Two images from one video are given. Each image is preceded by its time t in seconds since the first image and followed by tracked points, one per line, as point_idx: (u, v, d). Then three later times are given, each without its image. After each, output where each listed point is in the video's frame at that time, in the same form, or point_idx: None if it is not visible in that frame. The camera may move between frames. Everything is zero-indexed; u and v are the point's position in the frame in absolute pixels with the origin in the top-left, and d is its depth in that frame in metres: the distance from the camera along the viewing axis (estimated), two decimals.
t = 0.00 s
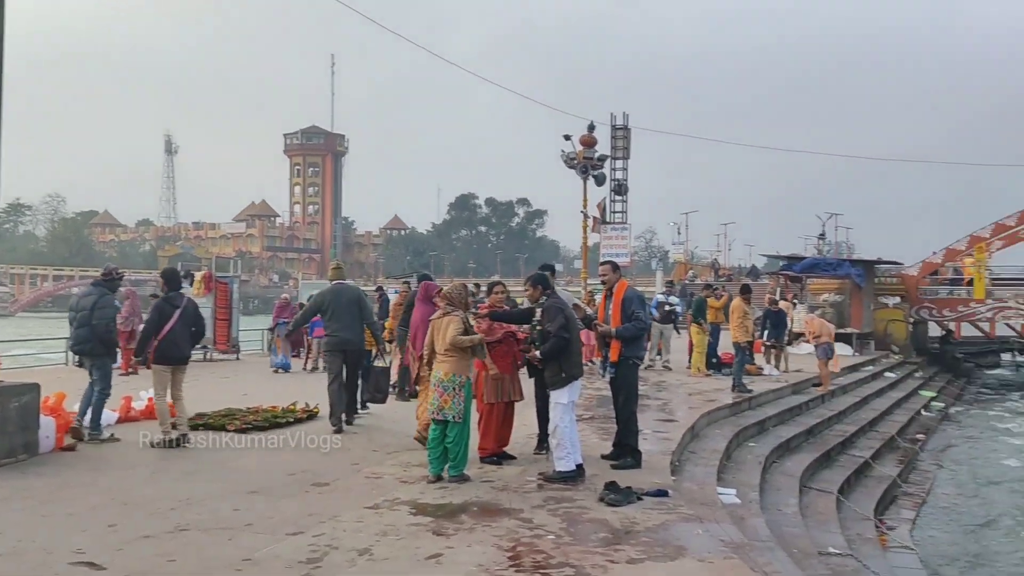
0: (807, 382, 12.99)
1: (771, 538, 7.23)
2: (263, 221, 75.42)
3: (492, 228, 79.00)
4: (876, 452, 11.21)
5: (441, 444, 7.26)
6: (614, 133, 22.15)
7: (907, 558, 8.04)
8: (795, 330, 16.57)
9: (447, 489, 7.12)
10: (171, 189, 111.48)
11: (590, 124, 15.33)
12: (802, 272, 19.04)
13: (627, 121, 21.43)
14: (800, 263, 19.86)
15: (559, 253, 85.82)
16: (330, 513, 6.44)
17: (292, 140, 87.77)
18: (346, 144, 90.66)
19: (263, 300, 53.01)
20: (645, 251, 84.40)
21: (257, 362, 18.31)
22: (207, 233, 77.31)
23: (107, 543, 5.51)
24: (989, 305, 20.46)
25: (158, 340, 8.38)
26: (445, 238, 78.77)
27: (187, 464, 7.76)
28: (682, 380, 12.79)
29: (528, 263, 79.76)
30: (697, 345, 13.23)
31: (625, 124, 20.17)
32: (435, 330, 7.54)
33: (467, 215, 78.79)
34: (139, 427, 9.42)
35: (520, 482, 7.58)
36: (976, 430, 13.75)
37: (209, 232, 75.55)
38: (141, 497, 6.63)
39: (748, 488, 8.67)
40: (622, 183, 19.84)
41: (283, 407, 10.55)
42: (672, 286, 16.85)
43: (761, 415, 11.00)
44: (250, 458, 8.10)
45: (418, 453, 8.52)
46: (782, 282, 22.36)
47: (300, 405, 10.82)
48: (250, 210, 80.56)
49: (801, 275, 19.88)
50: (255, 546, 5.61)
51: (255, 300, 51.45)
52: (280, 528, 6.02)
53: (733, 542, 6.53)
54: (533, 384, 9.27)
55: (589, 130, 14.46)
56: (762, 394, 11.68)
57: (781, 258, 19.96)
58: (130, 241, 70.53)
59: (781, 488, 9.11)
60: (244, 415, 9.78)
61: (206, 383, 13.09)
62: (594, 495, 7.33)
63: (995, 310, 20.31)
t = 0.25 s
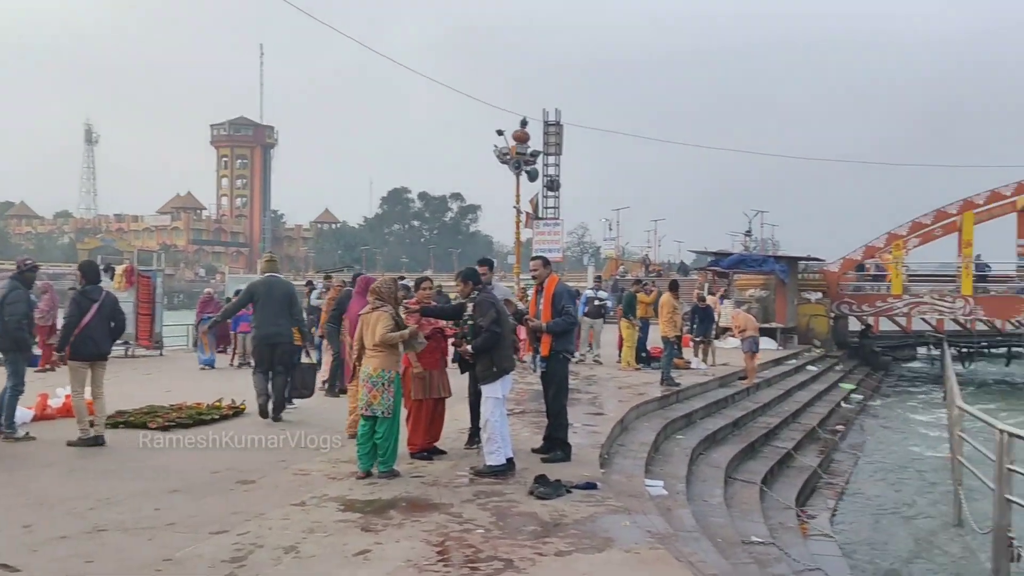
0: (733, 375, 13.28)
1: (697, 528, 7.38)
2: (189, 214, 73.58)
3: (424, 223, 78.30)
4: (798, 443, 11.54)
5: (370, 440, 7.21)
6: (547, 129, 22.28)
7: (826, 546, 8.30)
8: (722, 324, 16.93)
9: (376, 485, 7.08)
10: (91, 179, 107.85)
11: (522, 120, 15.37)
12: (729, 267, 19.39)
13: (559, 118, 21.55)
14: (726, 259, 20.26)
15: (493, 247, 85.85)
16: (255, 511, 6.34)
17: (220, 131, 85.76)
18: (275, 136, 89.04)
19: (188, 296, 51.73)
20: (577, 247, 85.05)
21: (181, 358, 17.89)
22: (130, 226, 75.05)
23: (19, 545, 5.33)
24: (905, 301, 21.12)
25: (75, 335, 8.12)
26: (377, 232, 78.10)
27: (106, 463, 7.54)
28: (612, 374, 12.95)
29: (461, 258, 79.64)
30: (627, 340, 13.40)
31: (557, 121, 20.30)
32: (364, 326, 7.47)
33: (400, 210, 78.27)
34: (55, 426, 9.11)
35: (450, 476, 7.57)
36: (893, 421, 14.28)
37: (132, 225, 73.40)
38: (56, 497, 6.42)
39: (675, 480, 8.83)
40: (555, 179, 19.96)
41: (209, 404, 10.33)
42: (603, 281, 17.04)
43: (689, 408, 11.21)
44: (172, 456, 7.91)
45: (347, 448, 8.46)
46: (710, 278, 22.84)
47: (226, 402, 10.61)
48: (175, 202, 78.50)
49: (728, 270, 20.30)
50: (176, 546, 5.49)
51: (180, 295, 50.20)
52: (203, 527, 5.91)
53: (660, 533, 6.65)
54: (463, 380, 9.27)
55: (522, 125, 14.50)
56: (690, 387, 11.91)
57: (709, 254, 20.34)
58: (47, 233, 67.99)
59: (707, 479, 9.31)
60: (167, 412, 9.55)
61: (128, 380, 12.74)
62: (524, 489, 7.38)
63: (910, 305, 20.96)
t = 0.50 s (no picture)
0: (669, 372, 13.49)
1: (632, 523, 7.48)
2: (119, 209, 71.58)
3: (364, 219, 77.64)
4: (732, 437, 11.78)
5: (305, 439, 7.14)
6: (487, 126, 22.28)
7: (757, 539, 8.49)
8: (659, 321, 17.18)
9: (311, 484, 7.00)
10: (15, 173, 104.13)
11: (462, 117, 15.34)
12: (666, 266, 19.64)
13: (500, 116, 21.57)
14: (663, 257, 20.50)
15: (433, 245, 85.54)
16: (185, 512, 6.21)
17: (152, 125, 83.59)
18: (210, 130, 87.19)
19: (117, 293, 50.28)
20: (517, 245, 85.29)
21: (109, 357, 17.41)
22: (57, 221, 72.66)
23: None
24: (835, 298, 21.73)
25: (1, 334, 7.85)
26: (315, 229, 77.11)
27: (28, 465, 7.30)
28: (551, 371, 13.03)
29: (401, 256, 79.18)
30: (566, 337, 13.48)
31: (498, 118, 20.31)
32: (298, 325, 7.38)
33: (338, 206, 77.44)
34: None
35: (387, 475, 7.53)
36: (823, 416, 14.66)
37: (58, 220, 71.08)
38: None
39: (612, 475, 8.93)
40: (495, 176, 19.98)
41: (138, 404, 10.08)
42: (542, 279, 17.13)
43: (626, 404, 11.34)
44: (99, 458, 7.70)
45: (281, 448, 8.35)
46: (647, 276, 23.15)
47: (156, 401, 10.36)
48: (104, 197, 76.29)
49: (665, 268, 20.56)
50: (102, 550, 5.35)
51: (109, 293, 48.77)
52: (131, 530, 5.77)
53: (596, 528, 6.72)
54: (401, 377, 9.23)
55: (462, 122, 14.47)
56: (627, 384, 12.06)
57: (646, 252, 20.58)
58: None
59: (643, 474, 9.43)
60: (94, 413, 9.29)
61: (53, 380, 12.35)
62: (461, 486, 7.38)
63: (840, 303, 21.58)
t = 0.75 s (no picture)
0: (602, 369, 13.64)
1: (563, 520, 7.55)
2: (37, 205, 69.02)
3: (295, 217, 76.76)
4: (662, 434, 11.97)
5: (231, 440, 7.01)
6: (420, 125, 22.18)
7: (685, 533, 8.64)
8: (592, 320, 17.36)
9: (237, 486, 6.88)
10: None
11: (395, 114, 15.24)
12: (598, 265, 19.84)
13: (433, 114, 21.51)
14: (596, 256, 20.68)
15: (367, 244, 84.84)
16: (105, 517, 6.04)
17: (73, 118, 80.79)
18: (135, 125, 84.73)
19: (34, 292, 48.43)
20: (451, 244, 85.12)
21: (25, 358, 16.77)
22: None
23: None
24: (762, 297, 22.21)
25: None
26: (245, 226, 75.62)
27: None
28: (484, 370, 13.05)
29: (333, 255, 78.28)
30: (499, 336, 13.49)
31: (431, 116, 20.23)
32: (224, 324, 7.25)
33: (269, 204, 76.18)
34: None
35: (316, 476, 7.45)
36: (749, 412, 15.02)
37: None
38: None
39: (544, 473, 8.99)
40: (428, 175, 19.90)
41: (56, 406, 9.75)
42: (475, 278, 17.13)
43: (558, 402, 11.43)
44: (13, 462, 7.42)
45: (207, 450, 8.17)
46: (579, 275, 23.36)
47: (76, 404, 10.04)
48: (22, 192, 73.47)
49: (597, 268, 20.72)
50: (16, 557, 5.16)
51: (25, 292, 46.95)
52: (47, 536, 5.58)
53: (526, 525, 6.75)
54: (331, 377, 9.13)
55: (395, 120, 14.38)
56: (560, 382, 12.14)
57: (579, 252, 20.73)
58: None
59: (575, 472, 9.52)
60: (9, 416, 8.94)
61: None
62: (392, 486, 7.34)
63: (766, 302, 22.06)
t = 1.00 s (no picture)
0: (549, 369, 13.69)
1: (508, 519, 7.56)
2: None
3: (239, 215, 75.83)
4: (608, 433, 12.08)
5: (169, 443, 6.88)
6: (367, 123, 22.02)
7: (630, 532, 8.73)
8: (539, 320, 17.43)
9: (176, 490, 6.75)
10: None
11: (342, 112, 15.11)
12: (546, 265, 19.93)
13: (381, 113, 21.39)
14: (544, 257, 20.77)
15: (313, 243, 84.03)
16: (38, 522, 5.88)
17: (8, 112, 78.32)
18: (73, 119, 82.53)
19: None
20: (399, 244, 84.69)
21: None
22: None
23: None
24: (706, 297, 22.54)
25: None
26: (188, 224, 74.19)
27: None
28: (431, 370, 13.00)
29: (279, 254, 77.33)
30: (447, 335, 13.45)
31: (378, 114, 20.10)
32: (164, 325, 7.10)
33: (212, 202, 74.96)
34: None
35: (258, 478, 7.34)
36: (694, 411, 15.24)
37: None
38: None
39: (490, 473, 9.00)
40: (375, 174, 19.78)
41: None
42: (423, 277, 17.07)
43: (505, 402, 11.45)
44: None
45: (146, 452, 8.00)
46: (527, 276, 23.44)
47: (8, 406, 9.74)
48: None
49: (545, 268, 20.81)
50: None
51: None
52: None
53: (471, 525, 6.75)
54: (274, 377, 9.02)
55: (342, 118, 14.26)
56: (507, 382, 12.17)
57: (527, 252, 20.79)
58: None
59: (521, 471, 9.55)
60: None
61: None
62: (336, 488, 7.28)
63: (711, 302, 22.39)
